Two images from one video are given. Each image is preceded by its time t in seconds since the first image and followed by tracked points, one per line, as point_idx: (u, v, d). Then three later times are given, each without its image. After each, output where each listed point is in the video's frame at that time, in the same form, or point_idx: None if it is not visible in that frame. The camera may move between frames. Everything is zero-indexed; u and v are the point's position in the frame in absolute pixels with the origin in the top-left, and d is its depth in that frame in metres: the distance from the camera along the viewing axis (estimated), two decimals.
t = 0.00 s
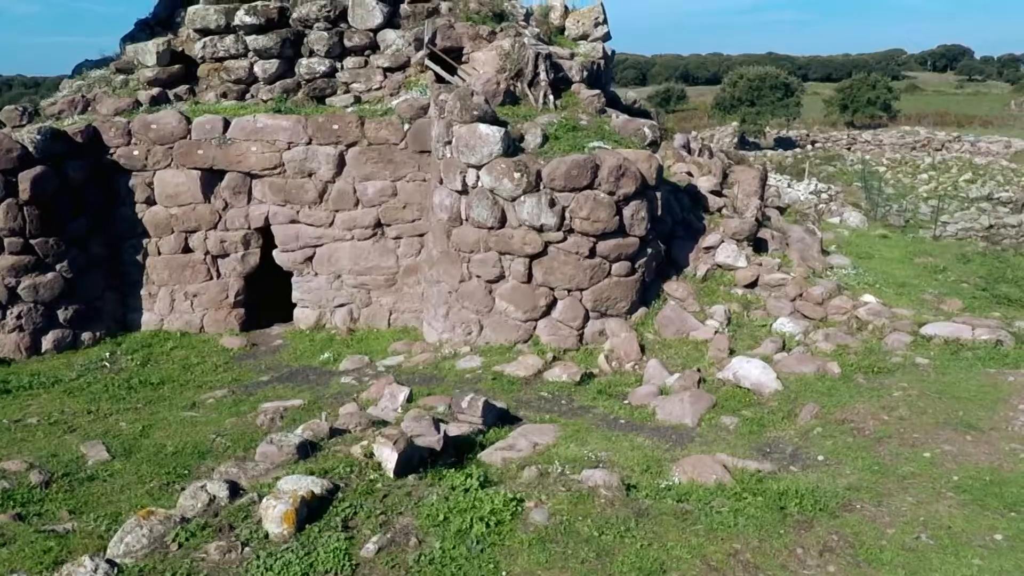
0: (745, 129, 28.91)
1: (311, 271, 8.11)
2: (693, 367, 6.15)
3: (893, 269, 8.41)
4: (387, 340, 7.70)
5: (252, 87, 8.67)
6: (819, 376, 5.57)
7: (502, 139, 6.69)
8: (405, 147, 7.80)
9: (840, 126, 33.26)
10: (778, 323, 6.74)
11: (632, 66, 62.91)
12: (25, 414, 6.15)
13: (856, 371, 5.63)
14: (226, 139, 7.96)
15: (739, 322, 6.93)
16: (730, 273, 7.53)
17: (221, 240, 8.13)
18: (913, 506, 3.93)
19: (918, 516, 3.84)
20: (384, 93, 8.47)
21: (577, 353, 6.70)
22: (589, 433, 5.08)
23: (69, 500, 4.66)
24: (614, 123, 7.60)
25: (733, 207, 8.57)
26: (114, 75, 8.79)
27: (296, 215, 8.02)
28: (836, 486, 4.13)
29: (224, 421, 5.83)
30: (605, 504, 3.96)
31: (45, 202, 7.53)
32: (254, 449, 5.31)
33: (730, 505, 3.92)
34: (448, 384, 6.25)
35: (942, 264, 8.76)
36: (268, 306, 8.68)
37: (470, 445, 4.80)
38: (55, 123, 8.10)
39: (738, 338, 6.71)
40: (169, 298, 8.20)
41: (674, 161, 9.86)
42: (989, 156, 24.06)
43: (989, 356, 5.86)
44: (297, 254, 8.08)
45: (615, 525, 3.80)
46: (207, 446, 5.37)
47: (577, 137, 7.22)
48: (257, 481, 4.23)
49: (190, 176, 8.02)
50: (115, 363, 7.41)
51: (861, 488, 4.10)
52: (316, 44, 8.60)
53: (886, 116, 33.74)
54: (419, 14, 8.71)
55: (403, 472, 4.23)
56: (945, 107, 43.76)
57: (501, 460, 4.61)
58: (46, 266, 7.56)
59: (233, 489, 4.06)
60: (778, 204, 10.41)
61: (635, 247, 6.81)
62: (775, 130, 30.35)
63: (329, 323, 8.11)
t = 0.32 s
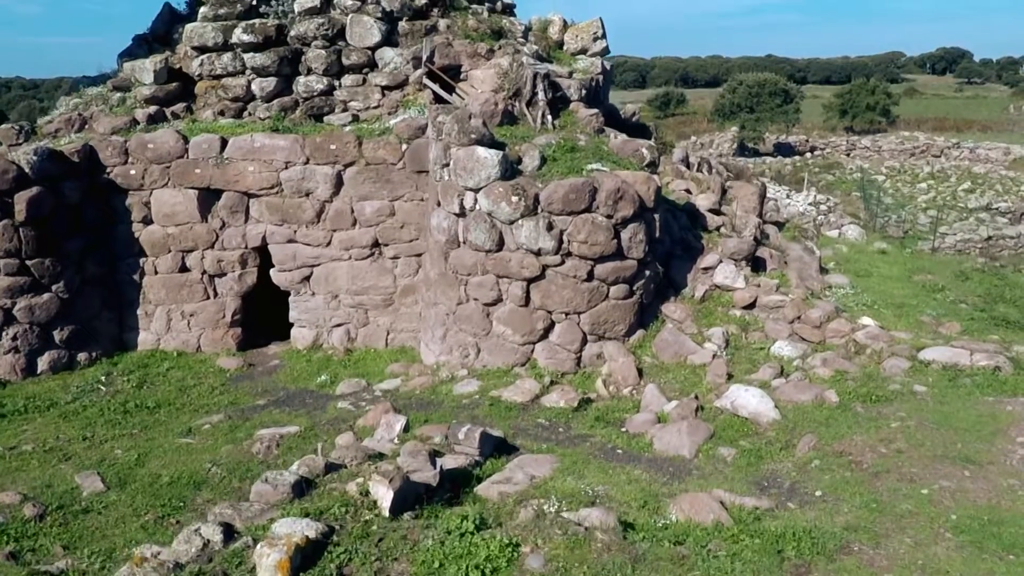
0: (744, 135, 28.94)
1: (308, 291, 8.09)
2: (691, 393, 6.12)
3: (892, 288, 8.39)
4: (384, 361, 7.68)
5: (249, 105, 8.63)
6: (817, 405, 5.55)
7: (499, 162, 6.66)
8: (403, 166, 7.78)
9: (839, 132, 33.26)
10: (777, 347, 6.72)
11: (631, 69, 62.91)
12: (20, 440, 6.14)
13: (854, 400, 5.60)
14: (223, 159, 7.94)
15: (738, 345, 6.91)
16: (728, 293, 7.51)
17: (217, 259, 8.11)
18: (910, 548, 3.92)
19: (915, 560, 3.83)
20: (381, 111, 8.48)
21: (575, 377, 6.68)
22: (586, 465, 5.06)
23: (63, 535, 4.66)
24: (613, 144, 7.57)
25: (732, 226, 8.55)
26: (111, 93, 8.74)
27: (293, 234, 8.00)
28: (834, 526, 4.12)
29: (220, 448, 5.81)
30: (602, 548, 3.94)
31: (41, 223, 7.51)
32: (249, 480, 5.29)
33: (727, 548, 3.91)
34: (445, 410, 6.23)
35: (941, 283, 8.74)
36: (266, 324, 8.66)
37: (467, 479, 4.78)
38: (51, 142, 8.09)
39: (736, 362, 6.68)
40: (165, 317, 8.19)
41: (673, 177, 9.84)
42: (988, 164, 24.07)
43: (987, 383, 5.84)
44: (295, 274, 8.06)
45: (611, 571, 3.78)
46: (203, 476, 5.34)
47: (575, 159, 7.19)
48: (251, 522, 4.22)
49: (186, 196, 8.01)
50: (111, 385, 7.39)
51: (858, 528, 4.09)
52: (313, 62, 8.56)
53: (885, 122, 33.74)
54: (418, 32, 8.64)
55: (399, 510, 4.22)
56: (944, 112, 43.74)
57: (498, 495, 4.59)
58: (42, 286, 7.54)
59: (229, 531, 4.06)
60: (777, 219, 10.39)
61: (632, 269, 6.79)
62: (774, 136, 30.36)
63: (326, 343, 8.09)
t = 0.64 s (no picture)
0: (743, 139, 28.88)
1: (305, 309, 8.02)
2: (692, 419, 6.07)
3: (893, 305, 8.34)
4: (382, 380, 7.63)
5: (246, 119, 8.57)
6: (819, 434, 5.48)
7: (497, 184, 6.60)
8: (401, 184, 7.71)
9: (838, 134, 33.22)
10: (778, 369, 6.67)
11: (631, 69, 62.87)
12: (13, 467, 6.08)
13: (856, 428, 5.54)
14: (219, 176, 7.87)
15: (738, 367, 6.86)
16: (728, 313, 7.47)
17: (214, 277, 8.05)
18: None
19: None
20: (379, 127, 8.42)
21: (574, 400, 6.63)
22: (586, 497, 5.00)
23: (55, 571, 4.60)
24: (612, 162, 7.51)
25: (733, 242, 8.50)
26: (105, 107, 8.63)
27: (290, 252, 7.93)
28: (836, 569, 4.07)
29: (215, 476, 5.75)
30: None
31: (35, 241, 7.43)
32: (245, 510, 5.22)
33: None
34: (443, 435, 6.17)
35: (942, 300, 8.69)
36: (262, 340, 8.60)
37: (465, 513, 4.72)
38: (46, 159, 8.03)
39: (736, 385, 6.63)
40: (161, 335, 8.13)
41: (672, 191, 9.78)
42: (987, 168, 24.04)
43: (991, 410, 5.78)
44: (292, 291, 7.99)
45: None
46: (197, 506, 5.28)
47: (575, 178, 7.13)
48: (244, 566, 4.18)
49: (182, 213, 7.94)
50: (106, 406, 7.31)
51: (861, 572, 4.04)
52: (310, 77, 8.49)
53: (885, 124, 33.69)
54: (416, 45, 8.56)
55: (395, 550, 4.18)
56: (944, 113, 43.72)
57: (496, 531, 4.54)
58: (36, 305, 7.47)
59: None
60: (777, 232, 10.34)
61: (632, 291, 6.73)
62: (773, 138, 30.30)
63: (323, 361, 8.02)
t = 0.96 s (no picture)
0: (741, 141, 28.81)
1: (302, 326, 7.92)
2: (695, 445, 5.98)
3: (897, 321, 8.26)
4: (380, 401, 7.53)
5: (241, 133, 8.44)
6: (824, 463, 5.39)
7: (496, 204, 6.49)
8: (399, 201, 7.61)
9: (837, 135, 33.15)
10: (781, 391, 6.60)
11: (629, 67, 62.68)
12: (5, 495, 5.98)
13: (862, 456, 5.45)
14: (214, 192, 7.77)
15: (741, 388, 6.76)
16: (731, 331, 7.38)
17: (209, 294, 7.95)
18: None
19: None
20: (376, 141, 8.30)
21: (574, 423, 6.54)
22: (588, 530, 4.91)
23: None
24: (613, 179, 7.40)
25: (734, 257, 8.40)
26: (99, 121, 8.50)
27: (286, 269, 7.83)
28: None
29: (210, 505, 5.65)
30: None
31: (27, 260, 7.32)
32: (241, 543, 5.13)
33: None
34: (442, 461, 6.08)
35: (946, 314, 8.61)
36: (258, 357, 8.50)
37: (465, 548, 4.68)
38: (38, 176, 7.93)
39: (739, 408, 6.54)
40: (156, 353, 8.03)
41: (673, 204, 9.67)
42: (987, 171, 23.98)
43: (999, 436, 5.69)
44: (288, 309, 7.88)
45: None
46: (192, 538, 5.19)
47: (575, 196, 7.02)
48: None
49: (176, 230, 7.83)
50: (99, 428, 7.21)
51: None
52: (306, 90, 8.36)
53: (884, 125, 33.61)
54: (414, 58, 8.46)
55: None
56: (942, 113, 43.62)
57: (496, 568, 4.54)
58: (29, 325, 7.36)
59: None
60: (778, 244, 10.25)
61: (633, 311, 6.64)
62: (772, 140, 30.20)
63: (321, 380, 7.92)
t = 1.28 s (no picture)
0: (740, 144, 28.74)
1: (299, 346, 7.80)
2: (700, 474, 5.88)
3: (902, 339, 8.16)
4: (378, 422, 7.41)
5: (237, 149, 8.32)
6: (833, 494, 5.29)
7: (497, 226, 6.36)
8: (397, 219, 7.48)
9: (837, 136, 33.06)
10: (787, 416, 6.50)
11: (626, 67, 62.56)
12: None
13: (872, 487, 5.34)
14: (210, 210, 7.65)
15: (746, 412, 6.66)
16: (734, 351, 7.29)
17: (205, 313, 7.82)
18: None
19: None
20: (374, 157, 8.19)
21: (577, 448, 6.43)
22: (592, 568, 4.88)
23: None
24: (615, 198, 7.28)
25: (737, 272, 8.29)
26: (93, 137, 8.34)
27: (283, 287, 7.71)
28: None
29: (206, 537, 5.54)
30: None
31: (19, 281, 7.19)
32: None
33: None
34: (442, 490, 5.97)
35: (952, 331, 8.52)
36: (255, 376, 8.37)
37: None
38: (31, 194, 7.80)
39: (744, 433, 6.43)
40: (151, 373, 7.90)
41: (675, 217, 9.56)
42: (988, 174, 23.90)
43: (1011, 465, 5.59)
44: (285, 328, 7.76)
45: None
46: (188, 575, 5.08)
47: (577, 216, 6.90)
48: None
49: (172, 248, 7.71)
50: (94, 452, 7.08)
51: None
52: (303, 106, 8.25)
53: (884, 125, 33.53)
54: (412, 72, 8.37)
55: None
56: (940, 113, 43.57)
57: None
58: (22, 347, 7.23)
59: None
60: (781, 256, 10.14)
61: (636, 334, 6.53)
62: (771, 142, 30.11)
63: (318, 401, 7.80)
